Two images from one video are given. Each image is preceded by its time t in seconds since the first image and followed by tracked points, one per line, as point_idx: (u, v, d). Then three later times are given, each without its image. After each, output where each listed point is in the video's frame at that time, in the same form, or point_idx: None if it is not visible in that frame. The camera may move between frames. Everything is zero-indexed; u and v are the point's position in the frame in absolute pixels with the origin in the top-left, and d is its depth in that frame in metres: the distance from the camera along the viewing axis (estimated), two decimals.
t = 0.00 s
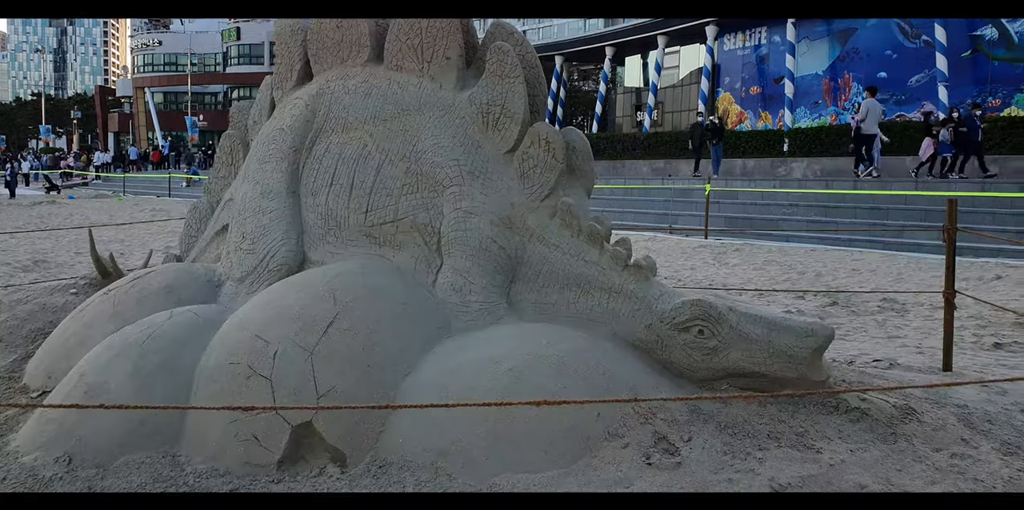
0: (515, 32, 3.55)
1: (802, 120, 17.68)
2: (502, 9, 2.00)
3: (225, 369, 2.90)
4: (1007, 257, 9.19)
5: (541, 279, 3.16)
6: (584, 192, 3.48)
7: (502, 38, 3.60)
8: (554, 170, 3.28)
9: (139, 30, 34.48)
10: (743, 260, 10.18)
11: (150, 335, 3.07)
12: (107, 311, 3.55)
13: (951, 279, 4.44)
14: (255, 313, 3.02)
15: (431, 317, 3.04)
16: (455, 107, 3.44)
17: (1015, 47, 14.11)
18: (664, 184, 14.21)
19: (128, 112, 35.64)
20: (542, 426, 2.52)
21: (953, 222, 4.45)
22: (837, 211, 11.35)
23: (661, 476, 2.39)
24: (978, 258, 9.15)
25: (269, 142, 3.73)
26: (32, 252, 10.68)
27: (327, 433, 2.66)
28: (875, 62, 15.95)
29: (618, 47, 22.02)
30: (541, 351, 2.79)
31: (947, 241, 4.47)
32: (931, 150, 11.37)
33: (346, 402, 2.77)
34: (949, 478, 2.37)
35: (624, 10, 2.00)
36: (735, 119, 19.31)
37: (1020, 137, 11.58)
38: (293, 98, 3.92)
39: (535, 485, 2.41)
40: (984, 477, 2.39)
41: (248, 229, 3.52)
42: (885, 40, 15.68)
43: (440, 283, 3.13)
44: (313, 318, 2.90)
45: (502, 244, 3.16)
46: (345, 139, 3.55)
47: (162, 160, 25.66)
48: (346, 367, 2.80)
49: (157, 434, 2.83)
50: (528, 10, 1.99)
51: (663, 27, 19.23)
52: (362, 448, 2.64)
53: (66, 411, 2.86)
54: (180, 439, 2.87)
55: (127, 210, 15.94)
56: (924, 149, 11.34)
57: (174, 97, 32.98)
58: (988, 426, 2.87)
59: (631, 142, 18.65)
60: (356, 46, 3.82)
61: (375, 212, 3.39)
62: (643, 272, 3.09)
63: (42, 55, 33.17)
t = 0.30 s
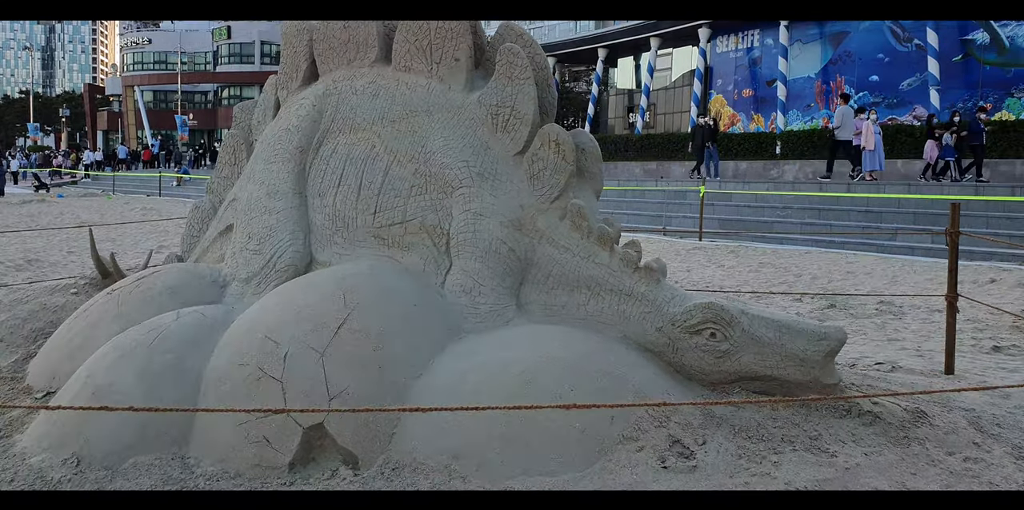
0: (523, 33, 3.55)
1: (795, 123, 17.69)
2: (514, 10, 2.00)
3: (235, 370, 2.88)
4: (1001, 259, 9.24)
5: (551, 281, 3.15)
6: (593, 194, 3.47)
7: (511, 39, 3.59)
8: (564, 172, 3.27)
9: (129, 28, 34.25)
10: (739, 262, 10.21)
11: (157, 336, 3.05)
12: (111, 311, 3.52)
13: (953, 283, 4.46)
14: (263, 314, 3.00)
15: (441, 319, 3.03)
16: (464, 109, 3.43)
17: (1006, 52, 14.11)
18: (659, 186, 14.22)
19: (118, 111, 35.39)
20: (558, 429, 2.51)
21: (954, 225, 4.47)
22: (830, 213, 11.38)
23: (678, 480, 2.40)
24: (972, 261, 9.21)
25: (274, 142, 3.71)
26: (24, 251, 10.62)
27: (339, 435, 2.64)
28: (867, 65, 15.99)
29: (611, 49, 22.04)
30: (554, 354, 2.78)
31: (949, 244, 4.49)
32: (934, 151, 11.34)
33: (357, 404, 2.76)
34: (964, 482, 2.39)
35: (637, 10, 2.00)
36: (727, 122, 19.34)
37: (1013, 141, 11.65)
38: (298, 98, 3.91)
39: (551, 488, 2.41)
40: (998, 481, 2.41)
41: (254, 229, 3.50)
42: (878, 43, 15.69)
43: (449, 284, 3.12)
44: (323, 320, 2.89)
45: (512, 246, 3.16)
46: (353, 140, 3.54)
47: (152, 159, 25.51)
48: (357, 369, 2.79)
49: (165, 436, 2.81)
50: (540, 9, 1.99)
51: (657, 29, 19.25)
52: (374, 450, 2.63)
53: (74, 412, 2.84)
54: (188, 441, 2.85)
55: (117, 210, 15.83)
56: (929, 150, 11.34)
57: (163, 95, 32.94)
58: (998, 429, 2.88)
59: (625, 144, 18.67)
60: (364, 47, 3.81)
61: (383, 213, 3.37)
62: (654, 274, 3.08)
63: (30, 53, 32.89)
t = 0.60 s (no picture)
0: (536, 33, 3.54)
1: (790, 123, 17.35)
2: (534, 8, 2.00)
3: (249, 370, 2.88)
4: (1002, 259, 9.26)
5: (565, 280, 3.15)
6: (607, 194, 3.46)
7: (524, 39, 3.58)
8: (578, 171, 3.26)
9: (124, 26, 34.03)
10: (740, 262, 10.21)
11: (170, 335, 3.04)
12: (120, 310, 3.50)
13: (962, 284, 4.46)
14: (277, 314, 2.99)
15: (455, 319, 3.02)
16: (477, 108, 3.43)
17: (1004, 53, 14.09)
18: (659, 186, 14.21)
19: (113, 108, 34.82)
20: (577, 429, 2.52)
21: (964, 226, 4.47)
22: (830, 213, 11.38)
23: (699, 481, 2.41)
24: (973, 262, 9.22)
25: (285, 141, 3.70)
26: (21, 249, 10.54)
27: (356, 434, 2.64)
28: (866, 66, 16.02)
29: (609, 48, 22.01)
30: (571, 354, 2.78)
31: (958, 245, 4.49)
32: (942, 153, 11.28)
33: (374, 404, 2.75)
34: (985, 483, 2.40)
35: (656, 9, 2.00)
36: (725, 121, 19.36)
37: (1012, 141, 11.67)
38: (308, 97, 3.90)
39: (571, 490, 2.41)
40: (1018, 482, 2.42)
41: (265, 228, 3.48)
42: (876, 44, 15.84)
43: (463, 284, 3.11)
44: (338, 319, 2.88)
45: (526, 246, 3.15)
46: (365, 139, 3.53)
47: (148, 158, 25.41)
48: (374, 369, 2.78)
49: (180, 435, 2.80)
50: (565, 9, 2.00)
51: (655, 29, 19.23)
52: (392, 450, 2.62)
53: (87, 412, 2.82)
54: (203, 441, 2.83)
55: (114, 209, 15.76)
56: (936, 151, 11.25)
57: (159, 94, 32.78)
58: (1015, 429, 2.89)
59: (624, 144, 18.66)
60: (375, 45, 3.80)
61: (395, 212, 3.36)
62: (669, 275, 3.08)
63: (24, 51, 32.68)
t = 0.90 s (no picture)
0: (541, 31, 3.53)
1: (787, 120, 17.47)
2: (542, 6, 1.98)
3: (257, 370, 2.86)
4: (999, 257, 9.28)
5: (573, 279, 3.14)
6: (614, 193, 3.46)
7: (529, 37, 3.57)
8: (584, 170, 3.26)
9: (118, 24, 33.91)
10: (738, 260, 10.22)
11: (175, 335, 3.02)
12: (124, 310, 3.48)
13: (965, 282, 4.46)
14: (282, 314, 2.98)
15: (462, 318, 3.01)
16: (483, 106, 3.42)
17: (999, 51, 14.01)
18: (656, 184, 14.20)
19: (107, 107, 34.29)
20: (586, 429, 2.52)
21: (966, 224, 4.47)
22: (826, 211, 11.37)
23: (710, 481, 2.42)
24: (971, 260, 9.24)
25: (288, 139, 3.68)
26: (19, 248, 10.55)
27: (365, 434, 2.63)
28: (862, 65, 15.97)
29: (606, 46, 22.01)
30: (579, 353, 2.77)
31: (961, 243, 4.48)
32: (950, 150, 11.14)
33: (382, 403, 2.74)
34: (996, 482, 2.41)
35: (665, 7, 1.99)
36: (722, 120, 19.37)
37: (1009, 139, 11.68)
38: (312, 95, 3.89)
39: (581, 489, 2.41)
40: None
41: (269, 227, 3.47)
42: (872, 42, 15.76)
43: (469, 282, 3.11)
44: (345, 319, 2.87)
45: (533, 245, 3.14)
46: (370, 138, 3.52)
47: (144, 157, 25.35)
48: (381, 369, 2.77)
49: (187, 435, 2.78)
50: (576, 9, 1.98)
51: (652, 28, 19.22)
52: (400, 450, 2.62)
53: (92, 412, 2.81)
54: (209, 440, 2.82)
55: (109, 208, 15.73)
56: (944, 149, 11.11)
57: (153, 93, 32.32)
58: None
59: (621, 142, 18.67)
60: (379, 43, 3.78)
61: (401, 211, 3.35)
62: (677, 273, 3.07)
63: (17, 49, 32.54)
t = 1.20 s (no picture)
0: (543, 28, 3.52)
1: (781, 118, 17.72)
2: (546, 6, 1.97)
3: (258, 368, 2.84)
4: (994, 255, 9.30)
5: (575, 277, 3.13)
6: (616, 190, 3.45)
7: (531, 34, 3.56)
8: (586, 168, 3.24)
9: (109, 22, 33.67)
10: (733, 258, 10.23)
11: (175, 333, 3.00)
12: (122, 308, 3.45)
13: (964, 280, 4.46)
14: (283, 313, 2.96)
15: (464, 317, 2.99)
16: (485, 104, 3.40)
17: (992, 50, 14.00)
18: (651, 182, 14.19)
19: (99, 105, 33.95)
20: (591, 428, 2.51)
21: (966, 222, 4.47)
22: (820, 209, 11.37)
23: (716, 479, 2.42)
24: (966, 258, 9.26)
25: (287, 136, 3.66)
26: (11, 247, 10.46)
27: (367, 433, 2.61)
28: (854, 62, 15.97)
29: (599, 44, 21.99)
30: (583, 352, 2.76)
31: (960, 241, 4.48)
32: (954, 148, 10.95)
33: (385, 402, 2.72)
34: (1001, 480, 2.42)
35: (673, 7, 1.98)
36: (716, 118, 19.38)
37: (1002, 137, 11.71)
38: (311, 92, 3.86)
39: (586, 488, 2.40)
40: None
41: (268, 225, 3.44)
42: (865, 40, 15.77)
43: (471, 280, 3.09)
44: (347, 317, 2.85)
45: (535, 242, 3.12)
46: (370, 135, 3.50)
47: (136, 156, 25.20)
48: (384, 367, 2.75)
49: (188, 435, 2.76)
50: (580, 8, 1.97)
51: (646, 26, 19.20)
52: (404, 449, 2.60)
53: (92, 411, 2.78)
54: (211, 440, 2.80)
55: (102, 206, 15.62)
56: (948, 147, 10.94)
57: (145, 90, 32.39)
58: None
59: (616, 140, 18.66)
60: (379, 40, 3.76)
61: (402, 209, 3.33)
62: (680, 271, 3.07)
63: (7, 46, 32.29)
